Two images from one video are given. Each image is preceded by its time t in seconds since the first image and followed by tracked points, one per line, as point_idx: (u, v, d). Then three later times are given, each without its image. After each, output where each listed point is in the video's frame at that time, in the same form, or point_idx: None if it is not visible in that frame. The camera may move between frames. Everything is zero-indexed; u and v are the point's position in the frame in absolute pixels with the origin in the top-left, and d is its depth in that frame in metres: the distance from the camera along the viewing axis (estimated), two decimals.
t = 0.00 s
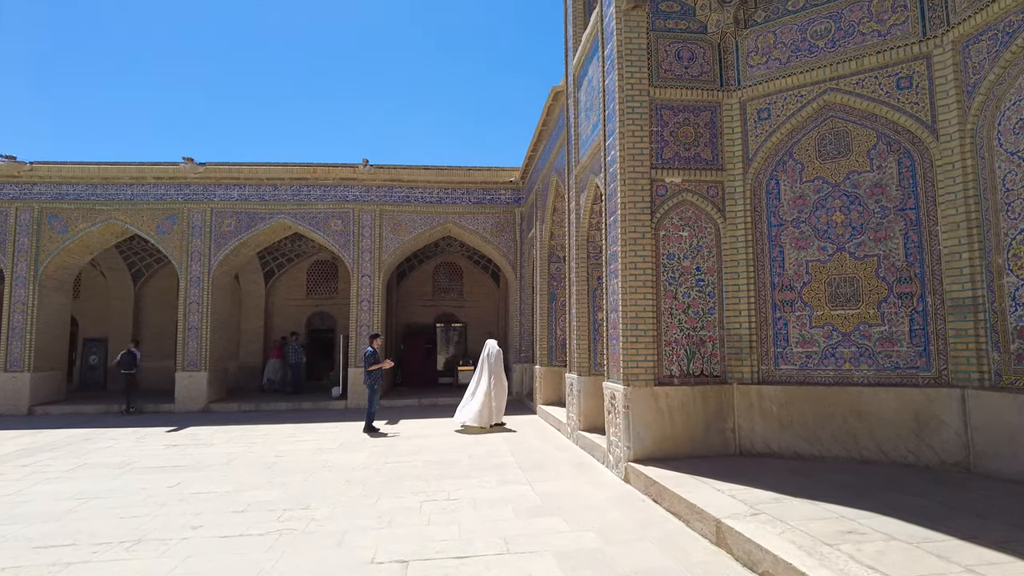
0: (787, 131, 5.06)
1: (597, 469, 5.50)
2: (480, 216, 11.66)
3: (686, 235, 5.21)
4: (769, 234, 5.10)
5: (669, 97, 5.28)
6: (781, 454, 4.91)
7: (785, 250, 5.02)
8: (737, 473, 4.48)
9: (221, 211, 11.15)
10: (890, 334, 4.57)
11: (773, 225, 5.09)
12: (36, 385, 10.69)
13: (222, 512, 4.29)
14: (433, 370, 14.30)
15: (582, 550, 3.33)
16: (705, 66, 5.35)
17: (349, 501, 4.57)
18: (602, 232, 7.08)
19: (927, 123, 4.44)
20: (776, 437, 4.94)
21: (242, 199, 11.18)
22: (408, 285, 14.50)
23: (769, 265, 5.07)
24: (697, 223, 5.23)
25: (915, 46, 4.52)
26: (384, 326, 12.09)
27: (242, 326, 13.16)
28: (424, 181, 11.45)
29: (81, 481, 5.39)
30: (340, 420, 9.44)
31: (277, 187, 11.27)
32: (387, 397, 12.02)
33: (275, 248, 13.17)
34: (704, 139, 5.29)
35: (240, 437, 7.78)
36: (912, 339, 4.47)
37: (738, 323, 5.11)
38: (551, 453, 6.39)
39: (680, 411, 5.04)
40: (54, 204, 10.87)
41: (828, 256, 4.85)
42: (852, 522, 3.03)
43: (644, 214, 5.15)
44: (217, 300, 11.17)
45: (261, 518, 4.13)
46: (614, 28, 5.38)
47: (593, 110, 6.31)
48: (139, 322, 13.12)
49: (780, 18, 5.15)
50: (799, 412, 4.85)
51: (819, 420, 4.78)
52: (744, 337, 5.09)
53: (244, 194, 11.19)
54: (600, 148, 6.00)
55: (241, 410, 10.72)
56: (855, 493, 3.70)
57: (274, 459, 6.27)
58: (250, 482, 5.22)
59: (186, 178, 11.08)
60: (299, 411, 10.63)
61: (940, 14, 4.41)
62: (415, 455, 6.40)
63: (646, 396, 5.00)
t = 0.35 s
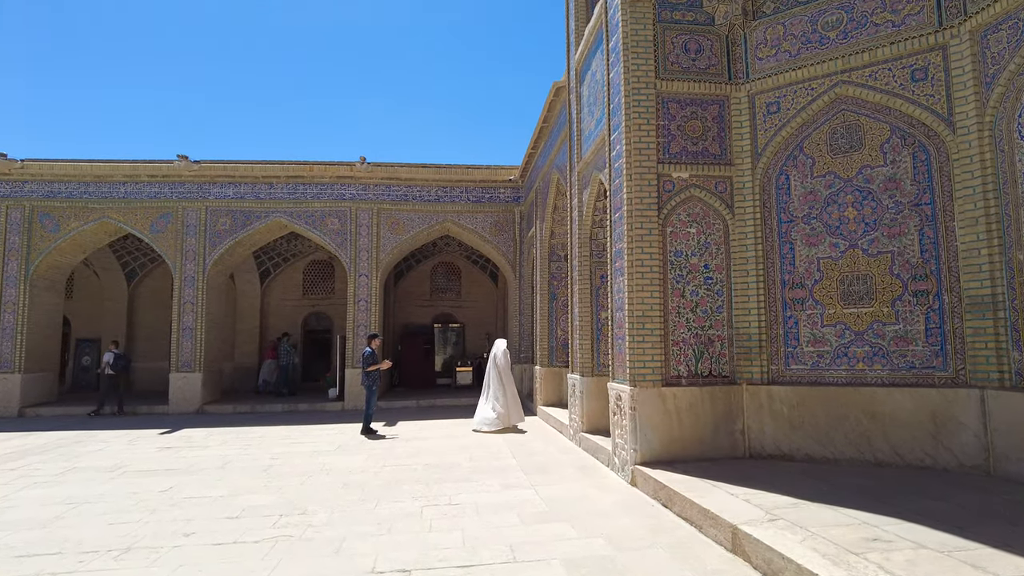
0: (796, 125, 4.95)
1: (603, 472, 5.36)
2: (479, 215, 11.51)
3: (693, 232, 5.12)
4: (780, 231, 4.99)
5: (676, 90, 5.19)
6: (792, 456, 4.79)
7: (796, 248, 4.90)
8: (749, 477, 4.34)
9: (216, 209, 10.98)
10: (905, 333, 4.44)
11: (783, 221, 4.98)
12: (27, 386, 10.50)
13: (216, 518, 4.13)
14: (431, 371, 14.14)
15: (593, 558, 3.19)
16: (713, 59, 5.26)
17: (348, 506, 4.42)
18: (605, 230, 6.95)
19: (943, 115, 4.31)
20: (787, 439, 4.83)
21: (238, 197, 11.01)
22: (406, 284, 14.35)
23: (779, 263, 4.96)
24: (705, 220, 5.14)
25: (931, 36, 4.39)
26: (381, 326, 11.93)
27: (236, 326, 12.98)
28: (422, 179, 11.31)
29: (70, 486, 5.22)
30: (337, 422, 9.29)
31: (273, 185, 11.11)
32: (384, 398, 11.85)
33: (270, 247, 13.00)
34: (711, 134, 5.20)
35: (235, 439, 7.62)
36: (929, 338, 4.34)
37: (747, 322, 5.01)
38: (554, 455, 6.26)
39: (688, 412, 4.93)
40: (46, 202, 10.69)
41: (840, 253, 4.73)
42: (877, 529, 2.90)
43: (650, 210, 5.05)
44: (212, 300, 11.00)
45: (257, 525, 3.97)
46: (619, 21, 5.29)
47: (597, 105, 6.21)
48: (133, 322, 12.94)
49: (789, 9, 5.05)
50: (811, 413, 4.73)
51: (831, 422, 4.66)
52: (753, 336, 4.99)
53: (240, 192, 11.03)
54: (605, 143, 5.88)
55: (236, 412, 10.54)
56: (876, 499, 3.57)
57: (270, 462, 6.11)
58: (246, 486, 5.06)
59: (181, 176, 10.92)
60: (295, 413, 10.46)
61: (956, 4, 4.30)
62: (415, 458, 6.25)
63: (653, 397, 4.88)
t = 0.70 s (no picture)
0: (797, 123, 4.86)
1: (599, 478, 5.23)
2: (469, 215, 11.36)
3: (692, 231, 5.00)
4: (780, 230, 4.90)
5: (675, 87, 5.09)
6: (792, 462, 4.70)
7: (796, 248, 4.81)
8: (752, 484, 4.23)
9: (201, 208, 10.74)
10: (909, 335, 4.35)
11: (783, 221, 4.89)
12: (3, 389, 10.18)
13: (197, 528, 3.95)
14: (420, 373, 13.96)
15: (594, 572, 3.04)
16: (712, 55, 5.18)
17: (336, 515, 4.24)
18: (601, 230, 6.83)
19: (948, 114, 4.23)
20: (787, 444, 4.73)
21: (223, 196, 10.79)
22: (394, 285, 14.16)
23: (779, 264, 4.86)
24: (704, 219, 5.03)
25: (936, 32, 4.31)
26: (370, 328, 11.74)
27: (221, 327, 12.72)
28: (411, 178, 11.14)
29: (44, 494, 5.00)
30: (324, 426, 9.08)
31: (259, 184, 10.89)
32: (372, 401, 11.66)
33: (256, 247, 12.76)
34: (711, 131, 5.11)
35: (219, 444, 7.40)
36: (933, 340, 4.25)
37: (746, 325, 4.91)
38: (548, 460, 6.12)
39: (687, 416, 4.81)
40: (24, 200, 10.40)
41: (842, 254, 4.63)
42: (891, 540, 2.79)
43: (649, 209, 4.94)
44: (196, 301, 10.76)
45: (240, 536, 3.79)
46: (617, 16, 5.19)
47: (594, 102, 6.11)
48: (115, 324, 12.64)
49: (790, 5, 4.97)
50: (812, 417, 4.64)
51: (833, 426, 4.57)
52: (753, 339, 4.89)
53: (225, 190, 10.80)
54: (601, 141, 5.77)
55: (220, 415, 10.30)
56: (885, 507, 3.46)
57: (255, 469, 5.91)
58: (229, 494, 4.87)
59: (165, 174, 10.67)
60: (281, 416, 10.24)
61: None
62: (405, 463, 6.09)
63: (652, 402, 4.76)
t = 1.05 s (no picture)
0: (778, 122, 4.85)
1: (576, 481, 5.13)
2: (442, 213, 11.20)
3: (672, 230, 4.95)
4: (760, 230, 4.87)
5: (655, 84, 5.03)
6: (772, 463, 4.66)
7: (776, 248, 4.79)
8: (732, 486, 4.17)
9: (164, 204, 10.37)
10: (888, 336, 4.35)
11: (763, 221, 4.86)
12: None
13: (157, 538, 3.73)
14: (390, 374, 13.73)
15: None
16: (693, 53, 5.14)
17: (306, 522, 4.06)
18: (578, 229, 6.75)
19: (927, 115, 4.25)
20: (767, 445, 4.69)
21: (188, 191, 10.43)
22: (364, 285, 13.91)
23: (759, 264, 4.84)
24: (684, 218, 4.98)
25: (916, 33, 4.34)
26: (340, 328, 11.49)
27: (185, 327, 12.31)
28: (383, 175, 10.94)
29: None
30: (292, 429, 8.82)
31: (226, 179, 10.57)
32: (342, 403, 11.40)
33: (222, 245, 12.39)
34: (691, 129, 5.06)
35: (181, 448, 7.11)
36: (912, 341, 4.26)
37: (725, 325, 4.87)
38: (523, 463, 6.01)
39: (666, 417, 4.74)
40: None
41: (822, 254, 4.62)
42: (879, 543, 2.74)
43: (629, 207, 4.87)
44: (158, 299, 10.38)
45: (203, 545, 3.59)
46: (597, 12, 5.12)
47: (572, 99, 6.03)
48: (72, 323, 12.13)
49: (771, 4, 4.97)
50: (792, 418, 4.61)
51: (813, 427, 4.54)
52: (731, 339, 4.85)
53: (190, 185, 10.45)
54: (580, 138, 5.69)
55: (183, 418, 9.95)
56: (868, 509, 3.42)
57: (220, 473, 5.67)
58: (192, 501, 4.64)
59: (126, 168, 10.28)
60: (247, 419, 9.93)
61: (941, 2, 4.24)
62: (377, 467, 5.91)
63: (631, 403, 4.68)
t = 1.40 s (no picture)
0: (738, 126, 4.89)
1: (534, 486, 5.04)
2: (395, 212, 10.96)
3: (633, 233, 4.92)
4: (719, 234, 4.89)
5: (618, 85, 5.01)
6: (729, 465, 4.68)
7: (735, 252, 4.82)
8: (693, 489, 4.16)
9: (98, 196, 9.78)
10: (844, 339, 4.43)
11: (722, 224, 4.89)
12: None
13: (86, 555, 3.43)
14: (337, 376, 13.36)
15: None
16: (656, 55, 5.14)
17: (253, 534, 3.82)
18: (536, 230, 6.67)
19: (882, 123, 4.35)
20: (724, 448, 4.71)
21: (124, 184, 9.87)
22: (311, 284, 13.49)
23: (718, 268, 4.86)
24: (645, 220, 4.96)
25: (872, 44, 4.44)
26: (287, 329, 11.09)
27: (118, 326, 11.64)
28: (334, 172, 10.62)
29: None
30: (235, 434, 8.43)
31: (166, 172, 10.05)
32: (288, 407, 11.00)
33: (160, 241, 11.79)
34: (653, 132, 5.05)
35: (114, 456, 6.67)
36: (867, 344, 4.35)
37: (684, 328, 4.88)
38: (479, 468, 5.88)
39: (626, 420, 4.71)
40: None
41: (780, 258, 4.68)
42: (844, 546, 2.74)
43: (591, 208, 4.81)
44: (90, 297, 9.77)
45: (139, 561, 3.32)
46: (561, 10, 5.06)
47: (533, 97, 5.95)
48: None
49: (733, 9, 5.01)
50: (749, 420, 4.64)
51: (770, 429, 4.58)
52: (690, 342, 4.86)
53: (127, 177, 9.88)
54: (542, 138, 5.61)
55: (116, 422, 9.38)
56: (828, 511, 3.45)
57: (157, 482, 5.33)
58: (125, 513, 4.32)
59: (56, 157, 9.64)
60: (186, 423, 9.44)
61: (897, 14, 4.35)
62: (327, 474, 5.67)
63: (592, 406, 4.62)
